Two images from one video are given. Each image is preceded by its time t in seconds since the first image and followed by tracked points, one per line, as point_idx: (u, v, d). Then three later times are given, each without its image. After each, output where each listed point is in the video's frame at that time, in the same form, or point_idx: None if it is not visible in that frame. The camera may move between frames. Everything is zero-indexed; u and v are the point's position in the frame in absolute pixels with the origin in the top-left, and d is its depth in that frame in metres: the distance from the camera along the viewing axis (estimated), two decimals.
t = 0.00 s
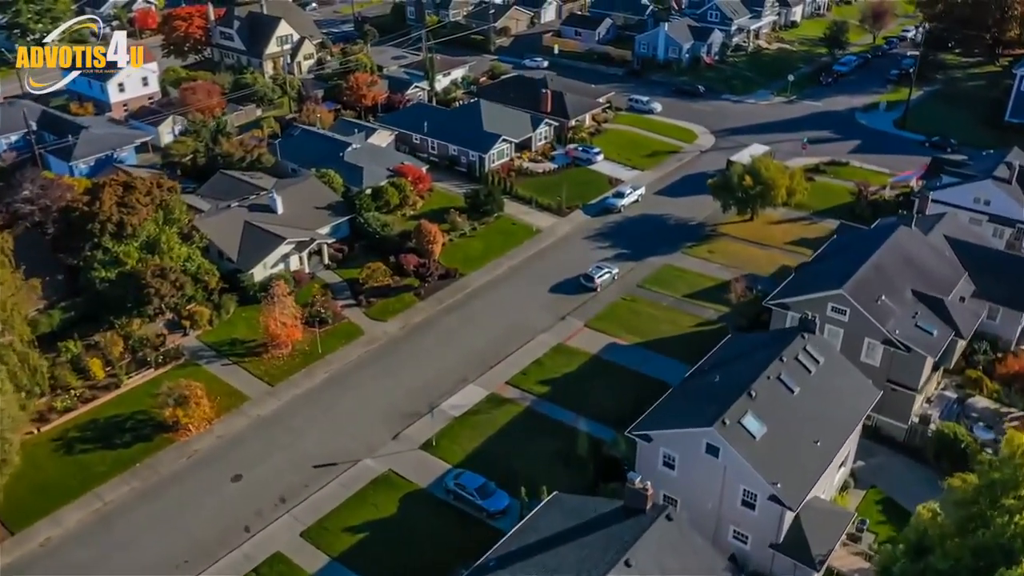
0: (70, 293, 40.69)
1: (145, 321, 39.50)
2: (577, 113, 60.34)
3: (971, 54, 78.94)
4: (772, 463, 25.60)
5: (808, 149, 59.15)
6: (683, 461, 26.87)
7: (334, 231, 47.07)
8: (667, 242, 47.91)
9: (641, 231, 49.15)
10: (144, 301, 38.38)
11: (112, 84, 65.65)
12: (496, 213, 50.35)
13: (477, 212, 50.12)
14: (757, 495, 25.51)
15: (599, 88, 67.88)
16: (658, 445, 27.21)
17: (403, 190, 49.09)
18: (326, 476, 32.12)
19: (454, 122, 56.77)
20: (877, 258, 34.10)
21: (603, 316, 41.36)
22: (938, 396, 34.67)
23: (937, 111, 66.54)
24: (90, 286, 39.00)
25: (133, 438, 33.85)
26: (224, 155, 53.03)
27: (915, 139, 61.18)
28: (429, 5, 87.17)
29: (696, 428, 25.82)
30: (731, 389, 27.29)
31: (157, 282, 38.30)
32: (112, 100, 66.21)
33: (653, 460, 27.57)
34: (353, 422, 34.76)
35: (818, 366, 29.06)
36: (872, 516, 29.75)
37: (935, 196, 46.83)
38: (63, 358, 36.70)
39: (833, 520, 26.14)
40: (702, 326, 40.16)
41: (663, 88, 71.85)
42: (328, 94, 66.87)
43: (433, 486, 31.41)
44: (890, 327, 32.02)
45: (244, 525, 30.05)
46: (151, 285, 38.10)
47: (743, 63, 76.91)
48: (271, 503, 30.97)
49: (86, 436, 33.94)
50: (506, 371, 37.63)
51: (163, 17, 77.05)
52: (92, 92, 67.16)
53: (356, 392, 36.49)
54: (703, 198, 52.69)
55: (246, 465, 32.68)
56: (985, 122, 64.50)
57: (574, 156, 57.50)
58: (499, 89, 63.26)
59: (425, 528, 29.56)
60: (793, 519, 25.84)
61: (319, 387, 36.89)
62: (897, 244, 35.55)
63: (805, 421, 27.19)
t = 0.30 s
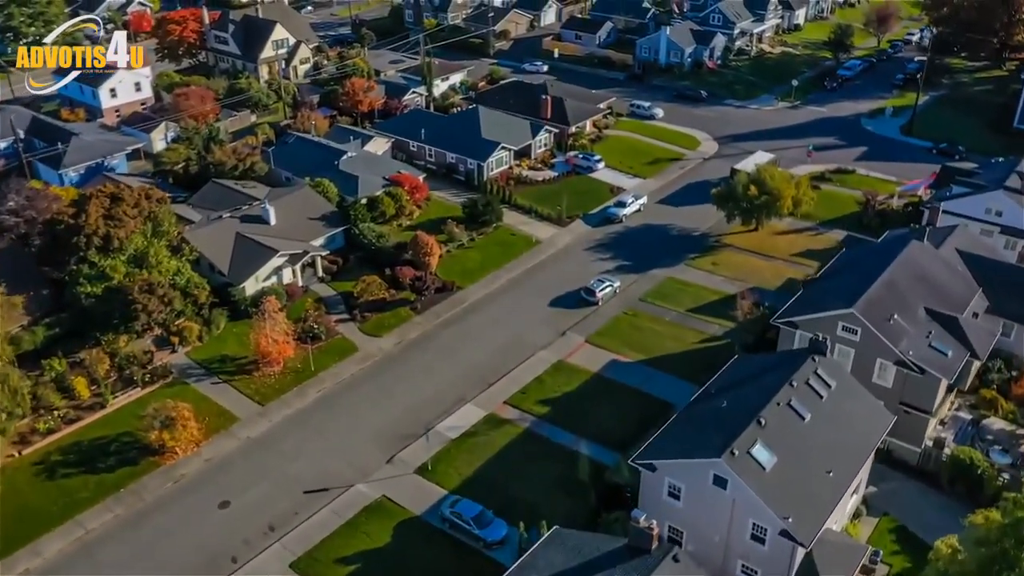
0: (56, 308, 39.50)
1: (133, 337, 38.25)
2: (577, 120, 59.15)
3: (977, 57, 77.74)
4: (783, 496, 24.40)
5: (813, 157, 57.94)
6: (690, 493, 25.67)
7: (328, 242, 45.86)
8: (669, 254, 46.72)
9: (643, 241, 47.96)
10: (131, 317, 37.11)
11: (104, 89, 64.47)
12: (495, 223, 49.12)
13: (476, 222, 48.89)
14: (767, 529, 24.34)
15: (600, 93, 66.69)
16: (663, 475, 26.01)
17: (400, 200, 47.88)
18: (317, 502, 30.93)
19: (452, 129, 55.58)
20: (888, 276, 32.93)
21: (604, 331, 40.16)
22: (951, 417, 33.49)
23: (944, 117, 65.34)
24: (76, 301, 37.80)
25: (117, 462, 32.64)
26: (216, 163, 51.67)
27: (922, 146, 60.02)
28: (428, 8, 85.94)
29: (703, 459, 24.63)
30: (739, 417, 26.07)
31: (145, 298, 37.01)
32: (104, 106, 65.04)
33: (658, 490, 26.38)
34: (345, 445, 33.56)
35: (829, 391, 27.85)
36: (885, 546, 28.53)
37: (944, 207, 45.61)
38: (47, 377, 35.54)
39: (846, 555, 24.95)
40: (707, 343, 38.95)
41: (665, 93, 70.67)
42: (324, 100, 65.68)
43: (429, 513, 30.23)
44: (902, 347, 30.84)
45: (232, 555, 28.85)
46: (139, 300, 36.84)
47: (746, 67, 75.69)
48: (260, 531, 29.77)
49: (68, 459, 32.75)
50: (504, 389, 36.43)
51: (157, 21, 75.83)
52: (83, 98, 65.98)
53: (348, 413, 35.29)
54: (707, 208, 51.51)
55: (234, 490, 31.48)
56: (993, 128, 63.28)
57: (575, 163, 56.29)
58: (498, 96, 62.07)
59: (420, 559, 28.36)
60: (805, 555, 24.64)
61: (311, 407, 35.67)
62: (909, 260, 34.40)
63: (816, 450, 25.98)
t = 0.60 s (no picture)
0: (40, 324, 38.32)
1: (120, 355, 37.00)
2: (578, 126, 57.95)
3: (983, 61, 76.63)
4: (795, 532, 23.22)
5: (818, 164, 56.77)
6: (697, 526, 24.50)
7: (322, 254, 44.69)
8: (673, 265, 45.54)
9: (646, 253, 46.77)
10: (117, 334, 35.87)
11: (96, 95, 63.24)
12: (493, 233, 47.93)
13: (474, 232, 47.72)
14: (779, 566, 23.16)
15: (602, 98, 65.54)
16: (669, 507, 24.85)
17: (396, 211, 46.73)
18: (308, 530, 29.75)
19: (450, 136, 54.42)
20: (900, 294, 31.79)
21: (606, 348, 38.98)
22: (966, 440, 32.32)
23: (951, 123, 64.19)
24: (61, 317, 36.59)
25: (101, 487, 31.46)
26: (207, 171, 50.28)
27: (929, 153, 58.86)
28: (426, 10, 84.73)
29: (711, 492, 23.45)
30: (748, 446, 24.89)
31: (132, 314, 35.74)
32: (96, 112, 63.83)
33: (663, 522, 25.22)
34: (337, 468, 32.38)
35: (842, 418, 26.67)
36: None
37: (955, 217, 44.43)
38: (30, 398, 34.34)
39: None
40: (712, 360, 37.76)
41: (667, 98, 69.52)
42: (319, 105, 64.53)
43: (424, 542, 29.06)
44: (917, 369, 29.66)
45: None
46: (125, 316, 35.58)
47: (749, 70, 74.48)
48: (248, 561, 28.59)
49: (50, 484, 31.56)
50: (503, 409, 35.26)
51: (151, 24, 74.60)
52: (75, 103, 64.76)
53: (341, 434, 34.10)
54: (711, 217, 50.35)
55: (222, 517, 30.30)
56: (1002, 133, 62.11)
57: (575, 171, 55.11)
58: (497, 102, 60.91)
59: None
60: None
61: (303, 428, 34.49)
62: (922, 277, 33.27)
63: (830, 481, 24.81)
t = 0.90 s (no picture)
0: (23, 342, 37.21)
1: (105, 373, 35.85)
2: (578, 133, 56.76)
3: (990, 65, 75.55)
4: (809, 570, 22.03)
5: (824, 172, 55.56)
6: (704, 563, 23.32)
7: (315, 266, 43.49)
8: (676, 278, 44.34)
9: (649, 264, 45.58)
10: (103, 353, 34.72)
11: (87, 100, 62.02)
12: (492, 244, 46.75)
13: (472, 243, 46.54)
14: None
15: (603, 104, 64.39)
16: (675, 542, 23.67)
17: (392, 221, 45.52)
18: (298, 560, 28.57)
19: (448, 144, 53.24)
20: (914, 312, 30.57)
21: (608, 365, 37.78)
22: (982, 463, 31.11)
23: (958, 128, 63.06)
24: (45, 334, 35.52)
25: (83, 514, 30.28)
26: (198, 179, 48.82)
27: (937, 160, 57.71)
28: (424, 13, 83.60)
29: (720, 528, 22.26)
30: (758, 477, 23.69)
31: (118, 332, 34.59)
32: (88, 118, 62.62)
33: (669, 557, 24.04)
34: (329, 493, 31.18)
35: (856, 446, 25.49)
36: None
37: (966, 229, 43.28)
38: (12, 418, 33.12)
39: None
40: (717, 378, 36.56)
41: (669, 103, 68.40)
42: (315, 111, 63.36)
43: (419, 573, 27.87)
44: (932, 392, 28.44)
45: None
46: (110, 333, 34.44)
47: (752, 75, 73.34)
48: None
49: (30, 510, 30.37)
50: (501, 430, 34.06)
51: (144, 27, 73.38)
52: (66, 109, 63.54)
53: (334, 457, 32.90)
54: (715, 227, 49.16)
55: (209, 546, 29.10)
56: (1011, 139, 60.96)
57: (576, 179, 53.92)
58: (496, 108, 59.76)
59: None
60: None
61: (294, 450, 33.29)
62: (935, 294, 32.06)
63: (844, 515, 23.62)
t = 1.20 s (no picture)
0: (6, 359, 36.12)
1: (90, 392, 34.78)
2: (578, 140, 55.55)
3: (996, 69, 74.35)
4: None
5: (830, 180, 54.33)
6: None
7: (308, 278, 42.30)
8: (679, 290, 43.17)
9: (651, 276, 44.40)
10: (87, 371, 33.74)
11: (78, 105, 60.82)
12: (490, 255, 45.55)
13: (470, 255, 45.35)
14: None
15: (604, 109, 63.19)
16: None
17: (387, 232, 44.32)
18: None
19: (446, 151, 52.05)
20: (928, 332, 29.38)
21: (609, 383, 36.58)
22: (999, 489, 29.91)
23: (966, 134, 61.87)
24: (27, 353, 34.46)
25: (64, 543, 29.08)
26: (190, 188, 47.70)
27: (945, 167, 56.52)
28: (422, 16, 82.42)
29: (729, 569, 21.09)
30: (769, 512, 22.52)
31: (102, 349, 33.51)
32: (79, 123, 61.41)
33: None
34: (320, 521, 30.00)
35: (870, 478, 24.31)
36: None
37: (977, 241, 42.10)
38: None
39: None
40: (722, 398, 35.37)
41: (670, 108, 67.23)
42: (310, 116, 62.18)
43: None
44: (949, 417, 27.22)
45: None
46: (94, 351, 33.35)
47: (755, 79, 72.14)
48: None
49: (8, 538, 29.17)
50: (499, 453, 32.86)
51: (138, 30, 72.15)
52: (57, 114, 62.36)
53: (325, 481, 31.71)
54: (719, 237, 47.98)
55: None
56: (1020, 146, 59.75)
57: (576, 187, 52.74)
58: (495, 114, 58.60)
59: None
60: None
61: (284, 474, 32.12)
62: (950, 312, 30.88)
63: (859, 553, 22.45)
